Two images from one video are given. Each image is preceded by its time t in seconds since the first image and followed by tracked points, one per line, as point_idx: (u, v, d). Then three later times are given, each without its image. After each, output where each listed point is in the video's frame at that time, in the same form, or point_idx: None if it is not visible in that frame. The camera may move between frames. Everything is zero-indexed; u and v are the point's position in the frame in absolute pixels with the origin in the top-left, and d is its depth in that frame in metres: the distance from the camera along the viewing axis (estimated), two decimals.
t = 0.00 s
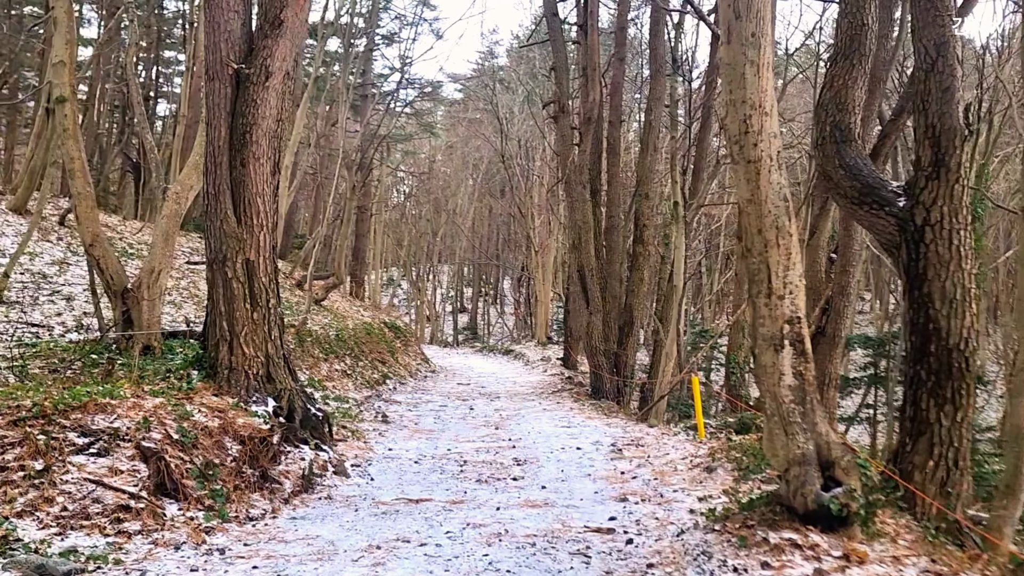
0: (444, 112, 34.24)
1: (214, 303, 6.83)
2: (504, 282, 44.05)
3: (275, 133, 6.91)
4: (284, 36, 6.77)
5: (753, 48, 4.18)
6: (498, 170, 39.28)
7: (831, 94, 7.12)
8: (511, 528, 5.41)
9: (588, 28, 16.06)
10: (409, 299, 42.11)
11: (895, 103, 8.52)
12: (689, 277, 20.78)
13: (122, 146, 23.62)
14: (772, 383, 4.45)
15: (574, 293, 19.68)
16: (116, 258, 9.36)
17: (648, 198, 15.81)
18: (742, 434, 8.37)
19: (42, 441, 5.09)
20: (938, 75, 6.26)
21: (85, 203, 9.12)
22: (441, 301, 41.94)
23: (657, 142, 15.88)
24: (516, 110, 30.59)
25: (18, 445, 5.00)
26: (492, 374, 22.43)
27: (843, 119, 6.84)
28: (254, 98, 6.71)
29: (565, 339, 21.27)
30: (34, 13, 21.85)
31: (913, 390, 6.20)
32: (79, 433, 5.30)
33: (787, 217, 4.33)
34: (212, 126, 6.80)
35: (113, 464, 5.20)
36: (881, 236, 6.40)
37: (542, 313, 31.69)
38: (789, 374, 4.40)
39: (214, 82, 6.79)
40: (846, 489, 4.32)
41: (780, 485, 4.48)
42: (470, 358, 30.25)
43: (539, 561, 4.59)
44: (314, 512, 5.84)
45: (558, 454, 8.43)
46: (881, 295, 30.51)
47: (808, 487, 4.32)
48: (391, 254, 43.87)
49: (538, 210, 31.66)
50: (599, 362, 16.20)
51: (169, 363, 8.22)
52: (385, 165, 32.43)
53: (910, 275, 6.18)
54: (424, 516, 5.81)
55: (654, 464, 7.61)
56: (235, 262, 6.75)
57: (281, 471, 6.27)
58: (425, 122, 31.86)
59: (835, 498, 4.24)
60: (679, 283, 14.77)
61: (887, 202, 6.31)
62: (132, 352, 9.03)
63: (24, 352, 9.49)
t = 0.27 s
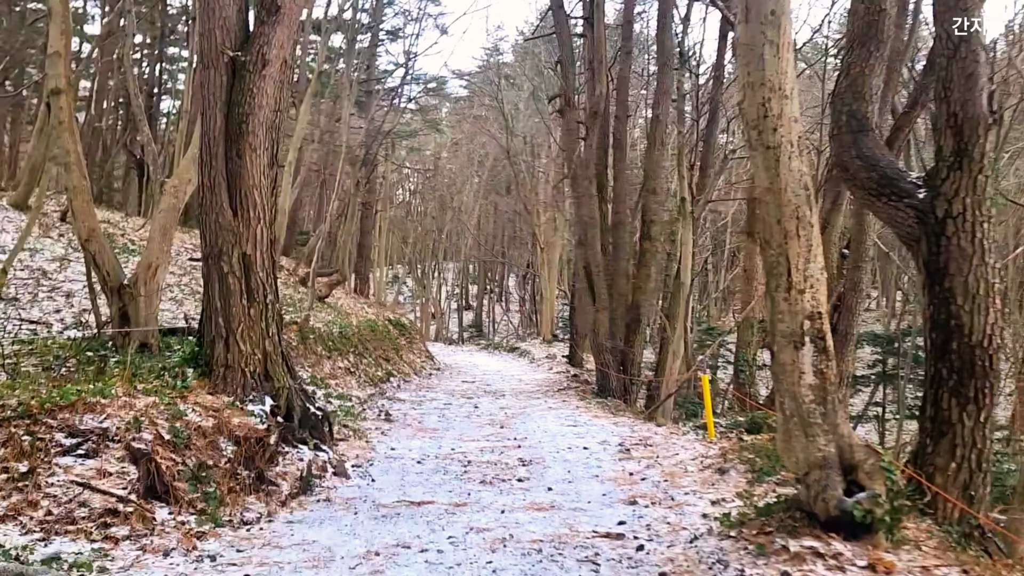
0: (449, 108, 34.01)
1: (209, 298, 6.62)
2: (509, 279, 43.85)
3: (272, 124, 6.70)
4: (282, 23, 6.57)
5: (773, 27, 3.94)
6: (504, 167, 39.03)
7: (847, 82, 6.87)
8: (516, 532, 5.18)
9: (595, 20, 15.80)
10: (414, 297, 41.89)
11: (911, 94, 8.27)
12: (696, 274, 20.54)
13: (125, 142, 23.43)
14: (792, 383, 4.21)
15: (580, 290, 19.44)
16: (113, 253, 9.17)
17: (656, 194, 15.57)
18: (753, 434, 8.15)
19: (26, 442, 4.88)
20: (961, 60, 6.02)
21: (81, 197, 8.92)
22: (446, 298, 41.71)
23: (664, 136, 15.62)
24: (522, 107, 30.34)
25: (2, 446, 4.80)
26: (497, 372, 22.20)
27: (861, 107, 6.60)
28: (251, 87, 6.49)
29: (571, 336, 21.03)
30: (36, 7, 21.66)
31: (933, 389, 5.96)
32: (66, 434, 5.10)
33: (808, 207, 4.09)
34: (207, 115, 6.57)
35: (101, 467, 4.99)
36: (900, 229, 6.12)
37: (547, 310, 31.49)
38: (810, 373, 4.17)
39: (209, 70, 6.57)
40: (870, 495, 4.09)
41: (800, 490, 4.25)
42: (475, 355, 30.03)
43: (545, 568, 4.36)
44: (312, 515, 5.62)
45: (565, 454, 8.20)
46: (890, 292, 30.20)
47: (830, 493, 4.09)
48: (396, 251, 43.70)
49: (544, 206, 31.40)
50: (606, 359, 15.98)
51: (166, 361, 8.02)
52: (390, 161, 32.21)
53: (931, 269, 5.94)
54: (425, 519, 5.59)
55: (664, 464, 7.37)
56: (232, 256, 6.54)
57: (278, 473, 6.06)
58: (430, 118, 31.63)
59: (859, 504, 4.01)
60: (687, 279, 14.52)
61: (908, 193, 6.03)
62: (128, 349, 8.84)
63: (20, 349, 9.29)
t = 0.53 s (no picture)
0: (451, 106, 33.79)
1: (198, 297, 6.38)
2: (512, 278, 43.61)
3: (264, 116, 6.47)
4: (273, 11, 6.34)
5: (788, 7, 3.70)
6: (506, 165, 38.80)
7: (860, 74, 6.63)
8: (514, 542, 4.95)
9: (598, 15, 15.53)
10: (415, 295, 41.64)
11: (924, 88, 8.02)
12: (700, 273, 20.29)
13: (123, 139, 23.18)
14: (806, 386, 3.97)
15: (583, 289, 19.20)
16: (104, 250, 8.95)
17: (660, 191, 15.32)
18: (760, 438, 7.91)
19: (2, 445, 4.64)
20: (980, 50, 5.78)
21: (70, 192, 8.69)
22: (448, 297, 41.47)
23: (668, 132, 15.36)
24: (524, 105, 30.11)
25: None
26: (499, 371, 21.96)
27: (875, 99, 6.35)
28: (241, 78, 6.26)
29: (573, 336, 20.76)
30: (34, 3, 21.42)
31: (950, 392, 5.71)
32: (44, 438, 4.87)
33: (824, 200, 3.85)
34: (195, 106, 6.34)
35: (80, 472, 4.75)
36: (916, 225, 5.83)
37: (550, 309, 31.24)
38: (825, 376, 3.93)
39: (199, 60, 6.33)
40: (889, 506, 3.85)
41: (815, 500, 4.01)
42: (477, 355, 29.80)
43: None
44: (302, 522, 5.39)
45: (567, 458, 7.96)
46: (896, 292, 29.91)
47: (847, 504, 3.85)
48: (398, 250, 43.46)
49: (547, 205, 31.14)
50: (608, 359, 15.74)
51: (156, 360, 7.79)
52: (391, 159, 31.98)
53: (947, 268, 5.69)
54: (421, 527, 5.35)
55: (669, 468, 7.13)
56: (221, 253, 6.30)
57: (269, 478, 5.83)
58: (432, 116, 31.39)
59: (878, 516, 3.78)
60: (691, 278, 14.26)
61: (923, 189, 5.72)
62: (119, 348, 8.61)
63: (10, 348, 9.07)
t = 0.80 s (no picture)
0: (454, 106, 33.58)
1: (187, 294, 6.16)
2: (514, 279, 43.35)
3: (255, 108, 6.25)
4: None
5: None
6: (509, 166, 38.57)
7: (873, 65, 6.41)
8: (512, 552, 4.71)
9: (601, 12, 15.31)
10: (416, 296, 41.39)
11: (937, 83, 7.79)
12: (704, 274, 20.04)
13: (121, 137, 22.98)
14: (823, 390, 3.74)
15: (585, 289, 18.96)
16: (94, 247, 8.72)
17: (663, 190, 15.07)
18: (767, 442, 7.67)
19: None
20: (999, 39, 5.54)
21: (60, 188, 8.48)
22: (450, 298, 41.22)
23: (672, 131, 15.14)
24: (527, 105, 29.89)
25: None
26: (500, 372, 21.72)
27: (888, 92, 6.14)
28: (231, 68, 6.05)
29: (575, 337, 20.52)
30: None
31: (967, 396, 5.47)
32: (20, 442, 4.65)
33: (842, 192, 3.61)
34: (184, 97, 6.12)
35: (57, 478, 4.51)
36: (932, 222, 5.62)
37: (552, 310, 30.98)
38: (843, 378, 3.69)
39: (187, 49, 6.12)
40: (912, 518, 3.62)
41: (831, 511, 3.78)
42: (478, 356, 29.54)
43: None
44: (291, 530, 5.16)
45: (568, 462, 7.73)
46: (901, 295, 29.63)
47: (866, 515, 3.62)
48: (399, 249, 43.23)
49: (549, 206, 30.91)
50: (611, 361, 15.50)
51: (145, 360, 7.57)
52: (393, 159, 31.76)
53: (965, 266, 5.45)
54: (415, 535, 5.12)
55: (674, 474, 6.90)
56: (210, 249, 6.08)
57: (258, 483, 5.61)
58: (434, 116, 31.18)
59: (900, 529, 3.54)
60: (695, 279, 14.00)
61: (940, 183, 5.50)
62: (109, 348, 8.39)
63: None
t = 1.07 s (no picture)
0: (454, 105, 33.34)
1: (174, 294, 5.93)
2: (514, 279, 43.08)
3: (245, 101, 6.02)
4: None
5: None
6: (510, 166, 38.33)
7: (889, 58, 6.22)
8: (511, 568, 4.47)
9: (604, 9, 15.07)
10: (417, 296, 41.13)
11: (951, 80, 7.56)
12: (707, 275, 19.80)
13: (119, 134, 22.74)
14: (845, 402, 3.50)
15: (587, 290, 18.71)
16: (83, 245, 8.47)
17: (666, 190, 14.83)
18: (775, 450, 7.43)
19: None
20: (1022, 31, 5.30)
21: (49, 185, 8.24)
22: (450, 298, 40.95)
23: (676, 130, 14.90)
24: (528, 104, 29.64)
25: None
26: (501, 374, 21.46)
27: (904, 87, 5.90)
28: (220, 60, 5.81)
29: (577, 339, 20.28)
30: None
31: (988, 404, 5.23)
32: None
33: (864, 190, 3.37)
34: (171, 90, 5.89)
35: (32, 488, 4.22)
36: (950, 223, 5.44)
37: (553, 311, 30.71)
38: (865, 390, 3.50)
39: (175, 40, 5.89)
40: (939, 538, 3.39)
41: (853, 531, 3.55)
42: (479, 357, 29.29)
43: None
44: (279, 542, 4.92)
45: (569, 469, 7.49)
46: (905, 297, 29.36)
47: (891, 536, 3.39)
48: (400, 249, 42.99)
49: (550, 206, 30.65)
50: (612, 363, 15.25)
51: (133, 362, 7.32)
52: (393, 158, 31.51)
53: (986, 268, 5.20)
54: (408, 549, 4.87)
55: (679, 482, 6.65)
56: (198, 248, 5.84)
57: (246, 492, 5.37)
58: (435, 115, 30.93)
59: (926, 549, 3.28)
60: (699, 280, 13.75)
61: (960, 181, 5.34)
62: (98, 349, 8.14)
63: None
